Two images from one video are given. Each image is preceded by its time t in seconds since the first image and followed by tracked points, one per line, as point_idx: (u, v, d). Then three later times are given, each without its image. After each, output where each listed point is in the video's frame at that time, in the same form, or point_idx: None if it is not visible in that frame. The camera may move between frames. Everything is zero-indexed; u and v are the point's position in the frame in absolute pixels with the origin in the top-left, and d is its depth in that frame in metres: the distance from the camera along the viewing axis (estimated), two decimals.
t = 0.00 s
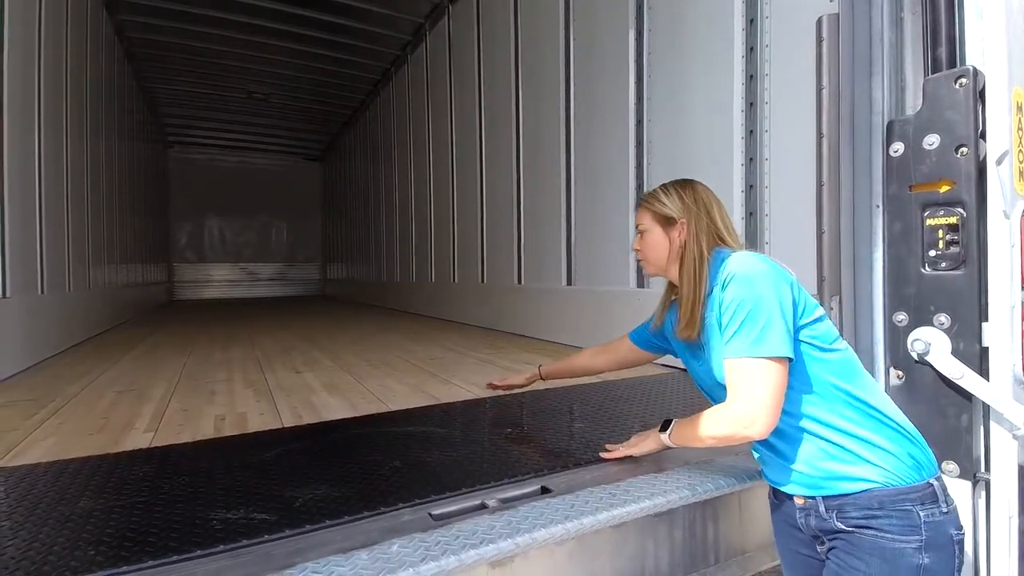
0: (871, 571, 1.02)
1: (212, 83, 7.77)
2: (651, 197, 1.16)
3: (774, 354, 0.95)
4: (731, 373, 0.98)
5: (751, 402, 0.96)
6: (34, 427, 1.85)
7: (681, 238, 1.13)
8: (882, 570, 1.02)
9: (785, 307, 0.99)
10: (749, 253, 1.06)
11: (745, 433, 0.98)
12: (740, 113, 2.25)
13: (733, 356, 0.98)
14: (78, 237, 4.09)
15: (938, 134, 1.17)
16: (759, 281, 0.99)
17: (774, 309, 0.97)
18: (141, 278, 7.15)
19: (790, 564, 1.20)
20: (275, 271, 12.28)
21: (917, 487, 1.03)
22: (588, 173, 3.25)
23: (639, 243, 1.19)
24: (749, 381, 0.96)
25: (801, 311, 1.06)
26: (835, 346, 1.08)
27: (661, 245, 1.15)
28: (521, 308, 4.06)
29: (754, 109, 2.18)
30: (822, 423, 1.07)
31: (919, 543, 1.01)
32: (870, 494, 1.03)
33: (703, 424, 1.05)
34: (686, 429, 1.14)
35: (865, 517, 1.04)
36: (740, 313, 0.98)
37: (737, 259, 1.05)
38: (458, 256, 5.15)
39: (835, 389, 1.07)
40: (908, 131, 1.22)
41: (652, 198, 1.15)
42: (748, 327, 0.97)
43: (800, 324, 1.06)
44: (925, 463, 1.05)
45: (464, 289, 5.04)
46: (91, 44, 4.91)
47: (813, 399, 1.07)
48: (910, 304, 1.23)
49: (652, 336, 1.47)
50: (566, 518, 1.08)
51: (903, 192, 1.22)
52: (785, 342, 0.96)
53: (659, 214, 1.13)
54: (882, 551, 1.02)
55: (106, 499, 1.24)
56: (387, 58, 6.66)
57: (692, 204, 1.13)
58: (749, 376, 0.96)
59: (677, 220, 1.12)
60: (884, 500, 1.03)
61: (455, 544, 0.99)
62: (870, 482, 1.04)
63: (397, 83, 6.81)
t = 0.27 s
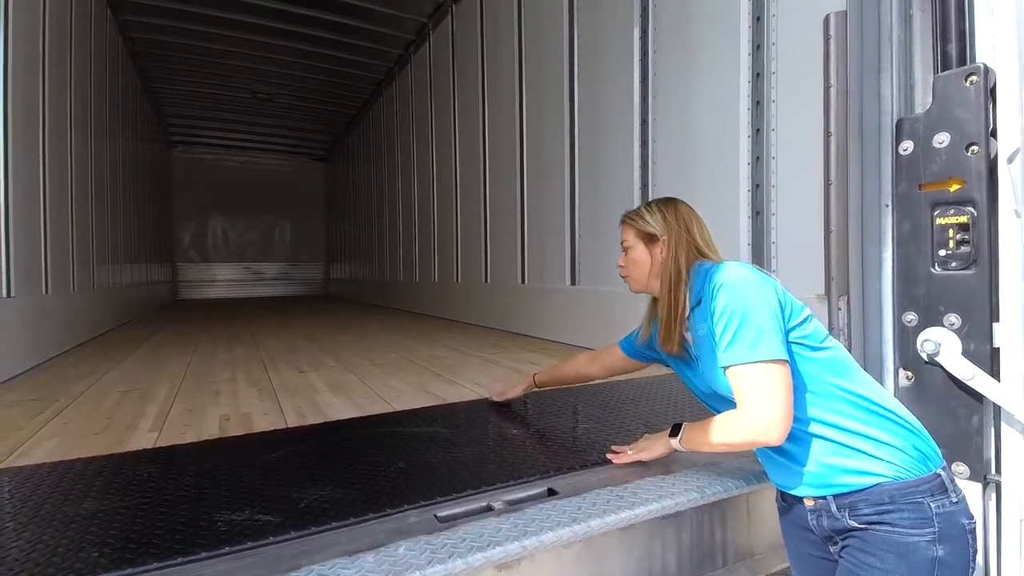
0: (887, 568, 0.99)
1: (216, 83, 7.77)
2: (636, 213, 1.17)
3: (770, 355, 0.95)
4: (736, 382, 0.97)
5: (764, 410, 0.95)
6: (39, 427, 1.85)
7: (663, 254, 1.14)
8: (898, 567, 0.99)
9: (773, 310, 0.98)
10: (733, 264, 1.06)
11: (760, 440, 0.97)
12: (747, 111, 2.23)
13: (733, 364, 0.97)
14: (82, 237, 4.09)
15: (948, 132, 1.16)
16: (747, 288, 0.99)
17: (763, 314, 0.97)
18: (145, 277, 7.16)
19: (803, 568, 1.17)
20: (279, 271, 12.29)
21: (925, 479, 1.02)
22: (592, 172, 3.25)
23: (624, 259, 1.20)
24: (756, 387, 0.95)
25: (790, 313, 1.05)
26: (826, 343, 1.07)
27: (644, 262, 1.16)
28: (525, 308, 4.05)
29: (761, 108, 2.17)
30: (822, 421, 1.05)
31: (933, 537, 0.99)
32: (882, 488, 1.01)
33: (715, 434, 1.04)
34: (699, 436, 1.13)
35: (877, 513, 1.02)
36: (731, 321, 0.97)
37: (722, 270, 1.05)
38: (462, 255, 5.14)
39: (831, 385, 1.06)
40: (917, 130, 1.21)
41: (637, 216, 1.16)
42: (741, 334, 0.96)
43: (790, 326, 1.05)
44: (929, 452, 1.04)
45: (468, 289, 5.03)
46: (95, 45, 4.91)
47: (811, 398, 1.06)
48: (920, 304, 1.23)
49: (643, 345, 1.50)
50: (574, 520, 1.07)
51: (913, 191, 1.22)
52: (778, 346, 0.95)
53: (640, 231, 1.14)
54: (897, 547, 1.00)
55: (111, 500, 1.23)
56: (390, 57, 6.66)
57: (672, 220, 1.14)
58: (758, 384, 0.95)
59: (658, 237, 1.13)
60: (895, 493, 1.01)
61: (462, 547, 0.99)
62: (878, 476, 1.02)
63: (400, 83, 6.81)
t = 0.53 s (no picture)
0: None
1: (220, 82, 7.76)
2: (669, 199, 1.07)
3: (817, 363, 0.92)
4: (767, 384, 0.95)
5: (795, 414, 0.92)
6: (43, 429, 1.83)
7: (705, 242, 1.06)
8: None
9: (821, 314, 0.95)
10: (778, 259, 1.02)
11: (786, 445, 0.94)
12: (759, 108, 2.20)
13: (769, 365, 0.94)
14: (87, 236, 4.08)
15: (970, 129, 1.13)
16: (796, 289, 0.95)
17: (810, 316, 0.94)
18: (150, 276, 7.16)
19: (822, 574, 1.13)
20: (283, 270, 12.29)
21: (961, 494, 0.99)
22: (600, 170, 3.21)
23: (656, 249, 1.08)
24: (791, 393, 0.93)
25: (835, 316, 1.01)
26: (868, 349, 1.03)
27: (685, 250, 1.06)
28: (531, 308, 4.01)
29: (773, 105, 2.13)
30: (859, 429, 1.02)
31: (967, 553, 0.96)
32: (915, 501, 0.98)
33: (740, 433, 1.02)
34: (721, 436, 1.11)
35: (908, 525, 0.98)
36: (776, 321, 0.94)
37: (768, 266, 1.00)
38: (467, 255, 5.11)
39: (870, 393, 1.02)
40: (938, 127, 1.18)
41: (672, 201, 1.06)
42: (783, 336, 0.93)
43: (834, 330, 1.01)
44: (967, 467, 1.01)
45: (473, 289, 5.00)
46: (100, 43, 4.90)
47: (849, 405, 1.02)
48: (941, 306, 1.19)
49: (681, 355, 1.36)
50: (590, 529, 1.04)
51: (934, 189, 1.19)
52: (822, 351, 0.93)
53: (683, 216, 1.04)
54: (929, 561, 0.97)
55: (116, 505, 1.21)
56: (395, 56, 6.63)
57: (713, 205, 1.06)
58: (791, 387, 0.92)
59: (703, 223, 1.04)
60: (929, 507, 0.98)
61: (476, 556, 0.96)
62: (913, 489, 0.99)
63: (404, 82, 6.78)
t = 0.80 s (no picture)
0: None
1: (225, 81, 7.74)
2: (725, 182, 1.02)
3: (879, 368, 0.90)
4: (817, 379, 0.94)
5: (839, 410, 0.92)
6: (49, 431, 1.80)
7: (770, 227, 1.01)
8: None
9: (890, 318, 0.93)
10: (846, 254, 0.99)
11: (821, 449, 0.94)
12: (776, 105, 2.15)
13: (824, 361, 0.93)
14: (93, 235, 4.05)
15: (1001, 126, 1.14)
16: (868, 289, 0.93)
17: (877, 319, 0.92)
18: (156, 276, 7.14)
19: None
20: (287, 270, 12.27)
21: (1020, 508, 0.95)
22: (610, 169, 3.17)
23: (713, 236, 1.02)
24: (838, 396, 0.92)
25: (902, 319, 0.97)
26: (933, 354, 1.00)
27: (747, 236, 1.00)
28: (538, 308, 3.98)
29: (792, 101, 2.09)
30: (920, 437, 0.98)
31: None
32: (973, 514, 0.95)
33: (774, 434, 1.02)
34: (749, 441, 1.09)
35: (965, 539, 0.94)
36: (841, 319, 0.92)
37: (836, 260, 0.97)
38: (473, 255, 5.08)
39: (933, 400, 0.99)
40: (967, 124, 1.20)
41: (729, 183, 1.01)
42: (845, 335, 0.91)
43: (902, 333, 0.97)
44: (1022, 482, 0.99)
45: (480, 289, 4.97)
46: (106, 42, 4.88)
47: (910, 411, 0.98)
48: (970, 306, 1.23)
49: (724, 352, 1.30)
50: (616, 540, 1.00)
51: (962, 187, 1.21)
52: (884, 355, 0.91)
53: (750, 199, 0.99)
54: None
55: (126, 512, 1.17)
56: (401, 54, 6.60)
57: (775, 189, 1.02)
58: (839, 384, 0.92)
59: (766, 205, 1.00)
60: (988, 520, 0.94)
61: (500, 569, 0.92)
62: (972, 500, 0.96)
63: (410, 81, 6.75)
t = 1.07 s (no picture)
0: None
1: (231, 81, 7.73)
2: (768, 172, 1.04)
3: (927, 371, 0.91)
4: (858, 378, 0.95)
5: (877, 412, 0.92)
6: (58, 432, 1.77)
7: (812, 219, 1.04)
8: None
9: (937, 321, 0.95)
10: (894, 254, 1.01)
11: (855, 452, 0.94)
12: (794, 101, 2.12)
13: (868, 362, 0.94)
14: (99, 234, 4.04)
15: None
16: (916, 289, 0.94)
17: (925, 319, 0.93)
18: (161, 276, 7.13)
19: None
20: (291, 270, 12.26)
21: None
22: (620, 167, 3.13)
23: (753, 226, 1.04)
24: (878, 396, 0.93)
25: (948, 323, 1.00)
26: (978, 359, 1.03)
27: (788, 228, 1.03)
28: (546, 308, 3.93)
29: (810, 97, 2.05)
30: (968, 441, 1.00)
31: None
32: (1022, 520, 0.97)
33: (804, 435, 1.01)
34: (777, 444, 1.07)
35: (1015, 547, 0.96)
36: (889, 318, 0.93)
37: (885, 260, 0.99)
38: (480, 254, 5.04)
39: (979, 403, 1.01)
40: (995, 121, 1.39)
41: (773, 174, 1.04)
42: (893, 334, 0.93)
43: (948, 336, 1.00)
44: None
45: (486, 289, 4.93)
46: (113, 41, 4.87)
47: (958, 414, 1.01)
48: (999, 306, 1.39)
49: (749, 351, 1.27)
50: (643, 549, 0.97)
51: (992, 184, 1.39)
52: (931, 357, 0.93)
53: (793, 189, 1.02)
54: None
55: (135, 517, 1.14)
56: (406, 53, 6.58)
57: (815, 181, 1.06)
58: (878, 384, 0.93)
59: (810, 196, 1.03)
60: None
61: None
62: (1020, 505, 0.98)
63: (416, 80, 6.72)
